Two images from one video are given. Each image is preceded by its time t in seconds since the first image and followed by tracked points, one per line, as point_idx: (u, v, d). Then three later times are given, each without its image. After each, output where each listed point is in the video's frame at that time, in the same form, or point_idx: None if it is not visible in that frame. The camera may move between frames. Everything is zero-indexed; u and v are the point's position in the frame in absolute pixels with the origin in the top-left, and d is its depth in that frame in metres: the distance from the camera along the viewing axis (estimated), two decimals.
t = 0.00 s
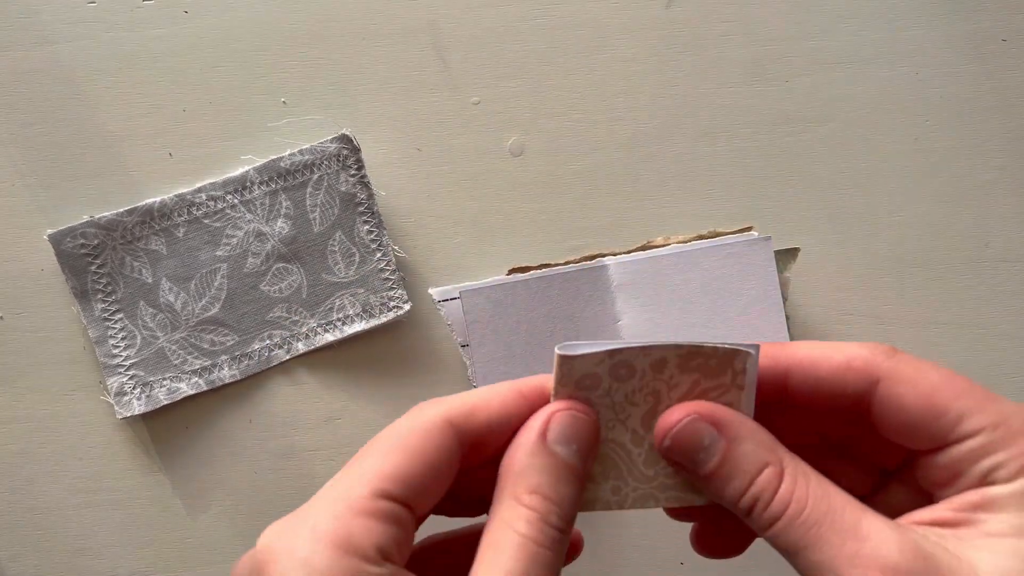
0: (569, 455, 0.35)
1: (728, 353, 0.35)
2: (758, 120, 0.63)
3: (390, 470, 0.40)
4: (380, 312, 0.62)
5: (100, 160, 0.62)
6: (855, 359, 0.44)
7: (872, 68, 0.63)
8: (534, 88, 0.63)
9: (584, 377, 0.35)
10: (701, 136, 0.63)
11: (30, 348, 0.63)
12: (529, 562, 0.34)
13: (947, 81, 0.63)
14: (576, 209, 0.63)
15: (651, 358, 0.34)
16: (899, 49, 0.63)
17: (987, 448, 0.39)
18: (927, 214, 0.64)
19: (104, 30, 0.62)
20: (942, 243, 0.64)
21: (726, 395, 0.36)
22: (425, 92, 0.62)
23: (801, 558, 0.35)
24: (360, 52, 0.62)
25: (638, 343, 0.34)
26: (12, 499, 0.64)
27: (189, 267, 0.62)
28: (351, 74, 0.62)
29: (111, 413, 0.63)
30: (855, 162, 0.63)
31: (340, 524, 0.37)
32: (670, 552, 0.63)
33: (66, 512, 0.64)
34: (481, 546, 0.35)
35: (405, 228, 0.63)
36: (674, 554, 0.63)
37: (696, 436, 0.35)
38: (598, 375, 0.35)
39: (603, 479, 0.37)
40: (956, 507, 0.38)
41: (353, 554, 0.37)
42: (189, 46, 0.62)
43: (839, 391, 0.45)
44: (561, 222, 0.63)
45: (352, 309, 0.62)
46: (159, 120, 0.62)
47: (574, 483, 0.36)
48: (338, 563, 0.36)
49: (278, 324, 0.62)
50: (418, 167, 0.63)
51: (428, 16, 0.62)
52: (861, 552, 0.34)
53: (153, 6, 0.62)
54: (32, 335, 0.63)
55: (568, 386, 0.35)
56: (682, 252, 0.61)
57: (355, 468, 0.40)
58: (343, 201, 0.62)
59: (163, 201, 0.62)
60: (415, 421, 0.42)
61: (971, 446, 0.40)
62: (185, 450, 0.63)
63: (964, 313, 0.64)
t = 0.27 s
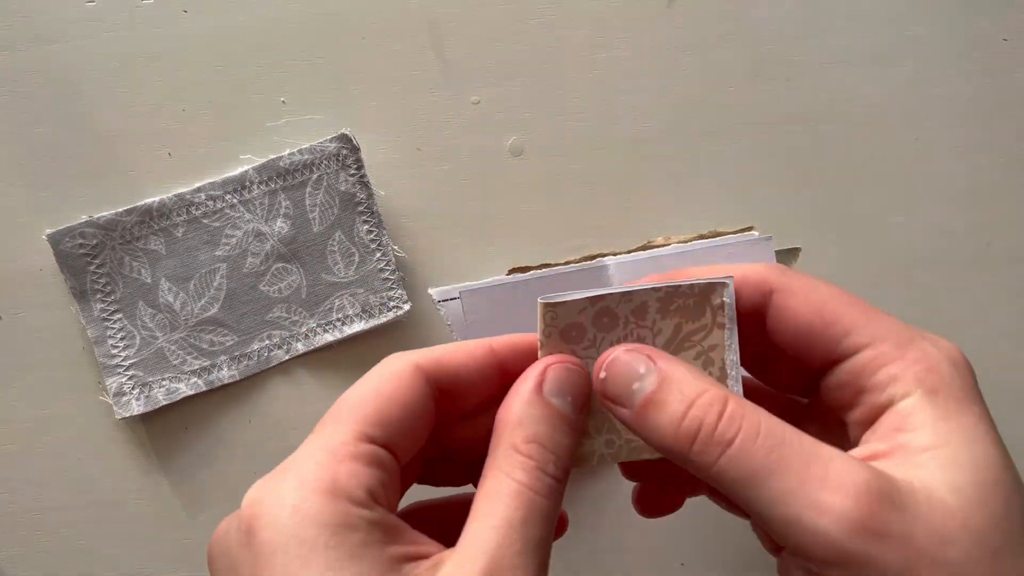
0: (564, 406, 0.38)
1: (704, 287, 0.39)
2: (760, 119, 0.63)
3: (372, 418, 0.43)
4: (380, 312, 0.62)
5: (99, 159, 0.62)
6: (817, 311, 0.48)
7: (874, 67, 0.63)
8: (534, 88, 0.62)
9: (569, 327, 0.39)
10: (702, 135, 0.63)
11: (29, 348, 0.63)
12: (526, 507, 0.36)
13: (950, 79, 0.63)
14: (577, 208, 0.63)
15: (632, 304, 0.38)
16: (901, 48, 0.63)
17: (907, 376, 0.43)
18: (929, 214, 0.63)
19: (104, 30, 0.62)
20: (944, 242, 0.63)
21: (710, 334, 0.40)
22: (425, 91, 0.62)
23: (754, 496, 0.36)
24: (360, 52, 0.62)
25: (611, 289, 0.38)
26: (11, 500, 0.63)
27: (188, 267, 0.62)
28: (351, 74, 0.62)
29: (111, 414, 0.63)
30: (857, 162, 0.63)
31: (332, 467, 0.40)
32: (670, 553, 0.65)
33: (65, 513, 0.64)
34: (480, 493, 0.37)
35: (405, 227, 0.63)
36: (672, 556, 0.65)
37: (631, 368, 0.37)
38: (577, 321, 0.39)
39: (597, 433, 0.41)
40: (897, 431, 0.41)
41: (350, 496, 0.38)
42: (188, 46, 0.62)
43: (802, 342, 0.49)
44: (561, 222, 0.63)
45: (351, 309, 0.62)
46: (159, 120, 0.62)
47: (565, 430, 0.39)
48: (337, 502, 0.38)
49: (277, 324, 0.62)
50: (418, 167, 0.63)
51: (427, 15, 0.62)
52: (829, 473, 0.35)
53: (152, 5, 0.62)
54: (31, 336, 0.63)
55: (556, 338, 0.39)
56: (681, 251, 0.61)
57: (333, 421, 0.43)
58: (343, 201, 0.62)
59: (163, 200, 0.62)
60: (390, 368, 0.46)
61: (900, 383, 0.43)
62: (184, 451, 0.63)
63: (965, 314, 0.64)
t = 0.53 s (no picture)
0: (555, 402, 0.38)
1: (697, 269, 0.38)
2: (761, 119, 0.63)
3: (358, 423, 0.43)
4: (380, 312, 0.62)
5: (99, 159, 0.62)
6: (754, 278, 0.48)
7: (875, 67, 0.63)
8: (534, 88, 0.62)
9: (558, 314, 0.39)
10: (702, 135, 0.63)
11: (29, 349, 0.63)
12: (521, 510, 0.37)
13: (951, 79, 0.63)
14: (577, 208, 0.63)
15: (621, 288, 0.39)
16: (902, 48, 0.63)
17: (838, 320, 0.45)
18: (929, 214, 0.63)
19: (103, 29, 0.62)
20: (944, 243, 0.63)
21: (707, 315, 0.39)
22: (425, 91, 0.62)
23: (689, 404, 0.35)
24: (360, 51, 0.62)
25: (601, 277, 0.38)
26: (11, 500, 0.63)
27: (188, 266, 0.61)
28: (351, 74, 0.62)
29: (110, 414, 0.63)
30: (857, 162, 0.63)
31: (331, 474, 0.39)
32: (670, 552, 0.65)
33: (65, 513, 0.63)
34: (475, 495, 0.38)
35: (405, 227, 0.63)
36: (674, 555, 0.65)
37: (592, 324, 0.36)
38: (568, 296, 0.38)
39: (596, 423, 0.40)
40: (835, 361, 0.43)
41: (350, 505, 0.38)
42: (188, 45, 0.62)
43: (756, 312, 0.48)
44: (561, 222, 0.63)
45: (351, 309, 0.62)
46: (159, 120, 0.62)
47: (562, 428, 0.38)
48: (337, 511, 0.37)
49: (277, 324, 0.62)
50: (418, 167, 0.62)
51: (427, 14, 0.62)
52: (768, 377, 0.35)
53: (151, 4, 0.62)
54: (31, 336, 0.62)
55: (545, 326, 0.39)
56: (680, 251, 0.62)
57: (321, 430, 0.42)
58: (343, 201, 0.62)
59: (163, 200, 0.62)
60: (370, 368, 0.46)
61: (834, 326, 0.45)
62: (184, 451, 0.63)
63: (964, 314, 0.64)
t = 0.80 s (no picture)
0: (574, 437, 0.40)
1: (705, 260, 0.42)
2: (761, 119, 0.63)
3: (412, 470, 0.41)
4: (380, 312, 0.61)
5: (99, 159, 0.62)
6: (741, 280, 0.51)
7: (875, 67, 0.63)
8: (534, 87, 0.62)
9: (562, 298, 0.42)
10: (702, 135, 0.63)
11: (29, 348, 0.63)
12: (558, 554, 0.38)
13: (951, 80, 0.63)
14: (577, 208, 0.63)
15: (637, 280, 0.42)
16: (903, 48, 0.63)
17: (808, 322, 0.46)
18: (929, 214, 0.63)
19: (103, 28, 0.62)
20: (944, 243, 0.63)
21: (718, 307, 0.42)
22: (425, 91, 0.62)
23: (646, 377, 0.37)
24: (360, 51, 0.62)
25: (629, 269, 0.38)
26: (11, 500, 0.63)
27: (188, 267, 0.61)
28: (351, 74, 0.62)
29: (111, 414, 0.63)
30: (857, 162, 0.63)
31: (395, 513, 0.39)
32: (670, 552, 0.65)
33: (65, 513, 0.63)
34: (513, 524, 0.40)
35: (405, 227, 0.63)
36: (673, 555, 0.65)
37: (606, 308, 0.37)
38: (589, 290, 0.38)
39: (613, 415, 0.42)
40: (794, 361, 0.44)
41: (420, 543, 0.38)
42: (187, 45, 0.62)
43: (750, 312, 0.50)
44: (562, 221, 0.63)
45: (351, 309, 0.62)
46: (159, 120, 0.62)
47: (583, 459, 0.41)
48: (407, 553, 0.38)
49: (277, 324, 0.62)
50: (418, 167, 0.62)
51: (427, 14, 0.62)
52: (719, 367, 0.36)
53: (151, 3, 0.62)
54: (30, 335, 0.62)
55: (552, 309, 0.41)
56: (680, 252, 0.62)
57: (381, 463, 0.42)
58: (343, 201, 0.62)
59: (162, 200, 0.61)
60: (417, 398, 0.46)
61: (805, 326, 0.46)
62: (184, 451, 0.63)
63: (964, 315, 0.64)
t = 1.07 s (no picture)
0: (619, 482, 0.41)
1: (766, 300, 0.42)
2: (761, 119, 0.63)
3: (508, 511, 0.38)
4: (380, 312, 0.61)
5: (99, 160, 0.62)
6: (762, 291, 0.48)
7: (874, 66, 0.63)
8: (534, 87, 0.62)
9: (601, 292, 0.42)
10: (702, 135, 0.63)
11: (29, 348, 0.63)
12: None
13: (950, 80, 0.63)
14: (577, 208, 0.63)
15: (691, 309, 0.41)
16: (902, 48, 0.63)
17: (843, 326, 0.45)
18: (929, 214, 0.63)
19: (103, 28, 0.62)
20: (944, 243, 0.63)
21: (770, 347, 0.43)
22: (425, 91, 0.62)
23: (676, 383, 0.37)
24: (359, 51, 0.62)
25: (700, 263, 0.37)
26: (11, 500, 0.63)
27: (188, 267, 0.61)
28: (350, 74, 0.62)
29: (110, 414, 0.63)
30: (857, 162, 0.63)
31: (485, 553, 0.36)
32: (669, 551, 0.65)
33: (65, 513, 0.63)
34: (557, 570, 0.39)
35: (405, 227, 0.63)
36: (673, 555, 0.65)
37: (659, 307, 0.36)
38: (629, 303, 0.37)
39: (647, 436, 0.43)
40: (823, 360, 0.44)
41: None
42: (187, 45, 0.62)
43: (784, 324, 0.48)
44: (561, 221, 0.63)
45: (351, 309, 0.62)
46: (159, 120, 0.62)
47: (627, 502, 0.41)
48: None
49: (277, 324, 0.62)
50: (418, 167, 0.62)
51: (427, 14, 0.62)
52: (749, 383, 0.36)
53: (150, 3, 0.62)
54: (30, 335, 0.62)
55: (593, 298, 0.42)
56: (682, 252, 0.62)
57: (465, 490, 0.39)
58: (343, 201, 0.62)
59: (162, 200, 0.61)
60: (497, 416, 0.41)
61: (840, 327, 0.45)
62: (184, 451, 0.63)
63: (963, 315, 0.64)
